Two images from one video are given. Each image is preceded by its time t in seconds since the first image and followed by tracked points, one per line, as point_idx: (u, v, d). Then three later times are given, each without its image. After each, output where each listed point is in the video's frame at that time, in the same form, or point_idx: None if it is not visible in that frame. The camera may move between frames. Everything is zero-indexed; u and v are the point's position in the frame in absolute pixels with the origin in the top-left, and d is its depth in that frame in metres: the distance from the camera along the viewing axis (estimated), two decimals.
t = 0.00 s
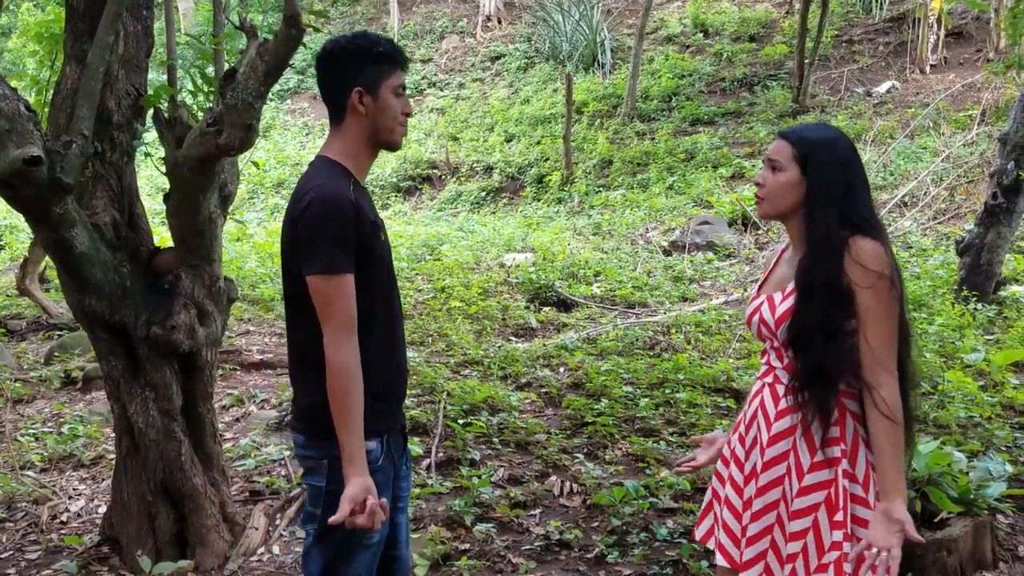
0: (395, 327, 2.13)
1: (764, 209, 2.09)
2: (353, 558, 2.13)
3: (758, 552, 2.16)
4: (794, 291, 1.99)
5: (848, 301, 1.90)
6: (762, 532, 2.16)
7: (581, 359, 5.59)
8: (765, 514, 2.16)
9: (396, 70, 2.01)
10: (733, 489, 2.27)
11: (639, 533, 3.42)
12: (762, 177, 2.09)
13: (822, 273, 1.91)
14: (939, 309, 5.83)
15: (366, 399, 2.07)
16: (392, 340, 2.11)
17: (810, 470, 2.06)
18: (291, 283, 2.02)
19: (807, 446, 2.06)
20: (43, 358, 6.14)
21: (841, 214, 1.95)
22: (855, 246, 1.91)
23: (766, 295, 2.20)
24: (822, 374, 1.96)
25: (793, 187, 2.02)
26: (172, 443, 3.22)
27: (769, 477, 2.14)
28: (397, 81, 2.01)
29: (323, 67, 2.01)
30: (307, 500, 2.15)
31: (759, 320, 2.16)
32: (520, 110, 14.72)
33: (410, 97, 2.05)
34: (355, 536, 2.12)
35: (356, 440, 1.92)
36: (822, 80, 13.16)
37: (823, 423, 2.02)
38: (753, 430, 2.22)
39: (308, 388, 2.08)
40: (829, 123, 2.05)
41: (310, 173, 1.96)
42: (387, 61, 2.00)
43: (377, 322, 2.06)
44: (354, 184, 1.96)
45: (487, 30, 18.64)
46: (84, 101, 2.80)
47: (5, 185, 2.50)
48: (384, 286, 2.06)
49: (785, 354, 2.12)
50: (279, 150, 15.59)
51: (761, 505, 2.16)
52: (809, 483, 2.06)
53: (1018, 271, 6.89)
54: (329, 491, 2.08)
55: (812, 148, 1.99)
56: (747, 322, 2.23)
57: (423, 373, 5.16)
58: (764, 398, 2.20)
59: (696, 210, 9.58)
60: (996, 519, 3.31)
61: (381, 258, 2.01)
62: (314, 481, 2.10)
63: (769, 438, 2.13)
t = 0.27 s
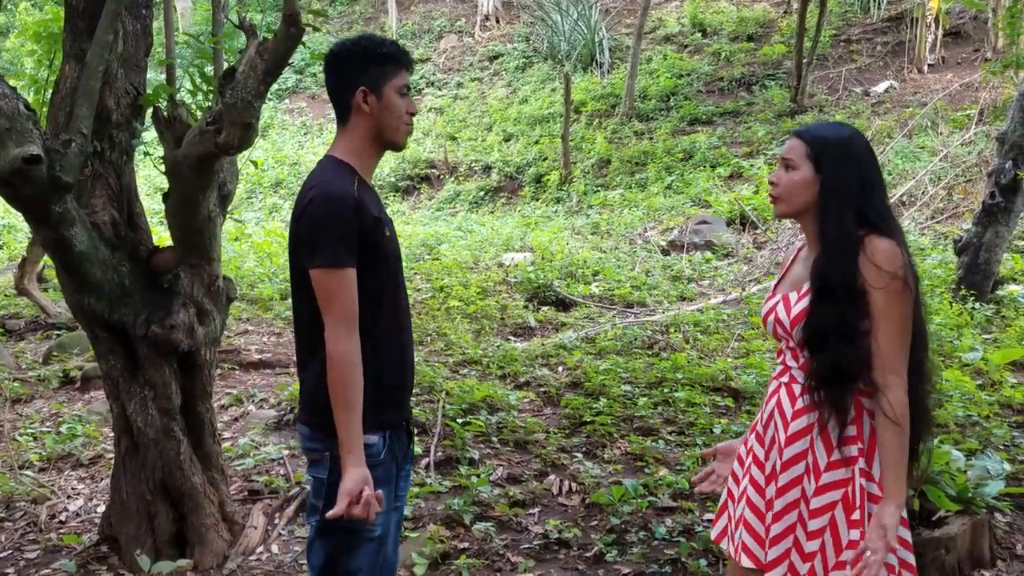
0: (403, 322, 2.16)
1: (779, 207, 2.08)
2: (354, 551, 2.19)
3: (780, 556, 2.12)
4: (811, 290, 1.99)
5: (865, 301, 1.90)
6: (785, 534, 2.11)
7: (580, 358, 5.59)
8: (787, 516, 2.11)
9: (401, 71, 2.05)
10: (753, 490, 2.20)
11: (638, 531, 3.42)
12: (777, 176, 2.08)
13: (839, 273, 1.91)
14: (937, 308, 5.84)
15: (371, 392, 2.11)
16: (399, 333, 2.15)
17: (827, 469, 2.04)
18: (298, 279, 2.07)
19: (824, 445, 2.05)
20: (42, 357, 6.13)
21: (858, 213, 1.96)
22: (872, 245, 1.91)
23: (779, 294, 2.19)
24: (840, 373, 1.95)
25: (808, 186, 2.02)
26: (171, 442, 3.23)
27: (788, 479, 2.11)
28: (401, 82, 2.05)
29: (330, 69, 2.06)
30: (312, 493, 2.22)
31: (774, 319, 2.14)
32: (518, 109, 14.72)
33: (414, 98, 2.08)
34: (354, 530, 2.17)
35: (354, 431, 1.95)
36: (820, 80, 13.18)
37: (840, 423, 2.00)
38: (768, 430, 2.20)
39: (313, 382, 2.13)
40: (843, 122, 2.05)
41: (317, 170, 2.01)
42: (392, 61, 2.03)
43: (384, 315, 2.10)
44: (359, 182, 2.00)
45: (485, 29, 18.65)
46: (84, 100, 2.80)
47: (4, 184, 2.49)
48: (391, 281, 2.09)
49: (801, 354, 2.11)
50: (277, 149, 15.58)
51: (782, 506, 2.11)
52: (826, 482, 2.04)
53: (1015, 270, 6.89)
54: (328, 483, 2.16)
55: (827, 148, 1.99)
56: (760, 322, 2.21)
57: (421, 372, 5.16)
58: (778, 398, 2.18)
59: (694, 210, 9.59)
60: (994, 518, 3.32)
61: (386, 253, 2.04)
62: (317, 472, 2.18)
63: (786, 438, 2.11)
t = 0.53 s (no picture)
0: (399, 325, 2.16)
1: (782, 211, 2.09)
2: (354, 550, 2.22)
3: (788, 558, 2.13)
4: (814, 293, 1.99)
5: (867, 303, 1.90)
6: (792, 536, 2.12)
7: (576, 359, 5.59)
8: (795, 517, 2.12)
9: (423, 101, 2.09)
10: (763, 492, 2.21)
11: (634, 532, 3.43)
12: (780, 180, 2.09)
13: (842, 276, 1.91)
14: (933, 308, 5.85)
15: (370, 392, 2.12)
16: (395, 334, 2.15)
17: (832, 472, 2.04)
18: (296, 279, 2.08)
19: (829, 447, 2.05)
20: (37, 359, 6.12)
21: (858, 214, 1.96)
22: (873, 248, 1.91)
23: (784, 297, 2.19)
24: (844, 376, 1.95)
25: (810, 190, 2.03)
26: (167, 444, 3.22)
27: (794, 481, 2.12)
28: (420, 108, 2.09)
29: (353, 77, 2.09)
30: (310, 492, 2.24)
31: (778, 322, 2.15)
32: (515, 110, 14.72)
33: (426, 126, 2.13)
34: (355, 528, 2.20)
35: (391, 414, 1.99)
36: (816, 81, 13.19)
37: (845, 425, 2.01)
38: (775, 433, 2.21)
39: (312, 381, 2.15)
40: (845, 125, 2.05)
41: (315, 171, 2.03)
42: (415, 85, 2.08)
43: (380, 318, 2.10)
44: (355, 185, 2.01)
45: (481, 30, 18.65)
46: (79, 102, 2.79)
47: None
48: (385, 286, 2.09)
49: (805, 357, 2.11)
50: (274, 149, 15.57)
51: (790, 508, 2.12)
52: (832, 484, 2.04)
53: (1010, 271, 6.91)
54: (327, 482, 2.17)
55: (829, 151, 2.00)
56: (766, 325, 2.22)
57: (418, 373, 5.16)
58: (784, 401, 2.19)
59: (690, 211, 9.59)
60: (989, 518, 3.33)
61: (381, 258, 2.04)
62: (315, 472, 2.19)
63: (792, 441, 2.12)
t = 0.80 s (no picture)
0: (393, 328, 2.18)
1: (782, 216, 2.10)
2: (345, 552, 2.22)
3: (787, 561, 2.13)
4: (813, 298, 1.99)
5: (866, 308, 1.90)
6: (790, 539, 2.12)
7: (572, 362, 5.59)
8: (792, 521, 2.12)
9: (434, 120, 2.13)
10: (765, 496, 2.21)
11: (632, 536, 3.42)
12: (780, 185, 2.10)
13: (841, 281, 1.92)
14: (927, 311, 5.87)
15: (366, 393, 2.13)
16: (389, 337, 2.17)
17: (831, 476, 2.05)
18: (295, 279, 2.10)
19: (828, 451, 2.05)
20: (31, 362, 6.10)
21: (858, 219, 1.96)
22: (872, 253, 1.91)
23: (784, 301, 2.20)
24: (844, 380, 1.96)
25: (811, 195, 2.03)
26: (162, 448, 3.21)
27: (793, 484, 2.12)
28: (431, 125, 2.12)
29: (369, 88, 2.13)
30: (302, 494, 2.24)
31: (779, 327, 2.15)
32: (510, 112, 14.72)
33: (434, 143, 2.16)
34: (347, 529, 2.20)
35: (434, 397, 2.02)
36: (810, 84, 13.22)
37: (844, 430, 2.01)
38: (776, 437, 2.21)
39: (308, 384, 2.15)
40: (846, 131, 2.05)
41: (318, 174, 2.05)
42: (426, 99, 2.11)
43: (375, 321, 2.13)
44: (356, 189, 2.04)
45: (476, 32, 18.66)
46: (75, 105, 2.78)
47: None
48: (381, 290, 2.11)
49: (805, 361, 2.12)
50: (268, 152, 15.54)
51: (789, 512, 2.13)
52: (831, 488, 2.04)
53: (1005, 274, 6.93)
54: (319, 483, 2.17)
55: (829, 157, 2.00)
56: (766, 330, 2.22)
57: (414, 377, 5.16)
58: (784, 405, 2.20)
59: (685, 214, 9.61)
60: (985, 522, 3.33)
61: (379, 263, 2.07)
62: (307, 474, 2.19)
63: (791, 445, 2.13)
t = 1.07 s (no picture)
0: (390, 333, 2.19)
1: (770, 223, 2.11)
2: (339, 557, 2.21)
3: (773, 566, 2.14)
4: (800, 303, 2.00)
5: (852, 314, 1.91)
6: (777, 544, 2.13)
7: (566, 367, 5.60)
8: (779, 526, 2.13)
9: (430, 106, 2.12)
10: (753, 501, 2.22)
11: (624, 542, 3.43)
12: (767, 192, 2.11)
13: (827, 287, 1.92)
14: (920, 317, 5.89)
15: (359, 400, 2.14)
16: (384, 343, 2.18)
17: (817, 481, 2.05)
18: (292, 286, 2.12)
19: (815, 457, 2.06)
20: (23, 368, 6.08)
21: (844, 226, 1.97)
22: (858, 260, 1.91)
23: (772, 307, 2.21)
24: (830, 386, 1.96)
25: (797, 202, 2.04)
26: (154, 454, 3.21)
27: (780, 490, 2.13)
28: (428, 115, 2.12)
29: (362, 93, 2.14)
30: (296, 499, 2.24)
31: (767, 333, 2.16)
32: (504, 118, 14.74)
33: (437, 132, 2.15)
34: (340, 534, 2.19)
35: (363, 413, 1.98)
36: (803, 90, 13.27)
37: (831, 435, 2.01)
38: (764, 443, 2.21)
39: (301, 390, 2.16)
40: (833, 138, 2.06)
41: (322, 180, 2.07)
42: (421, 92, 2.11)
43: (374, 327, 2.14)
44: (360, 196, 2.06)
45: (471, 38, 18.69)
46: (67, 111, 2.78)
47: None
48: (381, 295, 2.12)
49: (792, 367, 2.13)
50: (263, 157, 15.53)
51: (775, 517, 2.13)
52: (817, 494, 2.05)
53: (996, 279, 6.96)
54: (312, 488, 2.18)
55: (816, 164, 2.01)
56: (755, 335, 2.23)
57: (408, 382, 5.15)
58: (772, 410, 2.20)
59: (679, 219, 9.63)
60: (976, 527, 3.34)
61: (379, 270, 2.08)
62: (301, 478, 2.20)
63: (779, 451, 2.13)
